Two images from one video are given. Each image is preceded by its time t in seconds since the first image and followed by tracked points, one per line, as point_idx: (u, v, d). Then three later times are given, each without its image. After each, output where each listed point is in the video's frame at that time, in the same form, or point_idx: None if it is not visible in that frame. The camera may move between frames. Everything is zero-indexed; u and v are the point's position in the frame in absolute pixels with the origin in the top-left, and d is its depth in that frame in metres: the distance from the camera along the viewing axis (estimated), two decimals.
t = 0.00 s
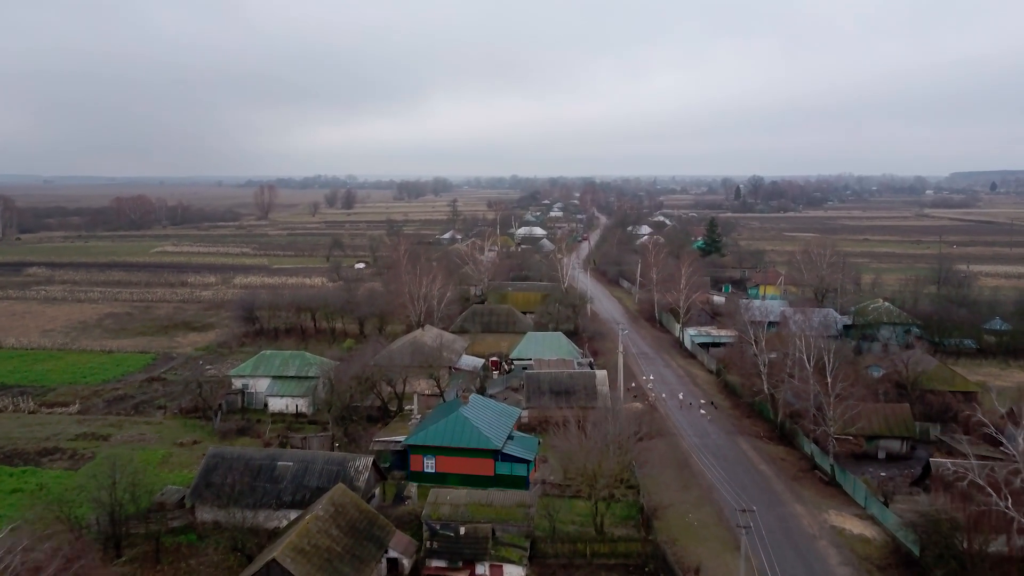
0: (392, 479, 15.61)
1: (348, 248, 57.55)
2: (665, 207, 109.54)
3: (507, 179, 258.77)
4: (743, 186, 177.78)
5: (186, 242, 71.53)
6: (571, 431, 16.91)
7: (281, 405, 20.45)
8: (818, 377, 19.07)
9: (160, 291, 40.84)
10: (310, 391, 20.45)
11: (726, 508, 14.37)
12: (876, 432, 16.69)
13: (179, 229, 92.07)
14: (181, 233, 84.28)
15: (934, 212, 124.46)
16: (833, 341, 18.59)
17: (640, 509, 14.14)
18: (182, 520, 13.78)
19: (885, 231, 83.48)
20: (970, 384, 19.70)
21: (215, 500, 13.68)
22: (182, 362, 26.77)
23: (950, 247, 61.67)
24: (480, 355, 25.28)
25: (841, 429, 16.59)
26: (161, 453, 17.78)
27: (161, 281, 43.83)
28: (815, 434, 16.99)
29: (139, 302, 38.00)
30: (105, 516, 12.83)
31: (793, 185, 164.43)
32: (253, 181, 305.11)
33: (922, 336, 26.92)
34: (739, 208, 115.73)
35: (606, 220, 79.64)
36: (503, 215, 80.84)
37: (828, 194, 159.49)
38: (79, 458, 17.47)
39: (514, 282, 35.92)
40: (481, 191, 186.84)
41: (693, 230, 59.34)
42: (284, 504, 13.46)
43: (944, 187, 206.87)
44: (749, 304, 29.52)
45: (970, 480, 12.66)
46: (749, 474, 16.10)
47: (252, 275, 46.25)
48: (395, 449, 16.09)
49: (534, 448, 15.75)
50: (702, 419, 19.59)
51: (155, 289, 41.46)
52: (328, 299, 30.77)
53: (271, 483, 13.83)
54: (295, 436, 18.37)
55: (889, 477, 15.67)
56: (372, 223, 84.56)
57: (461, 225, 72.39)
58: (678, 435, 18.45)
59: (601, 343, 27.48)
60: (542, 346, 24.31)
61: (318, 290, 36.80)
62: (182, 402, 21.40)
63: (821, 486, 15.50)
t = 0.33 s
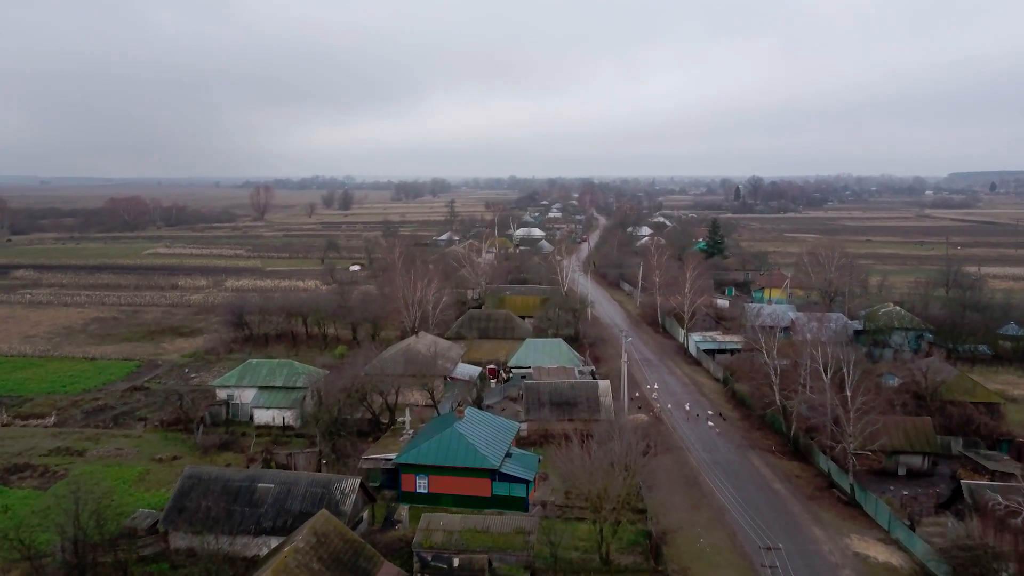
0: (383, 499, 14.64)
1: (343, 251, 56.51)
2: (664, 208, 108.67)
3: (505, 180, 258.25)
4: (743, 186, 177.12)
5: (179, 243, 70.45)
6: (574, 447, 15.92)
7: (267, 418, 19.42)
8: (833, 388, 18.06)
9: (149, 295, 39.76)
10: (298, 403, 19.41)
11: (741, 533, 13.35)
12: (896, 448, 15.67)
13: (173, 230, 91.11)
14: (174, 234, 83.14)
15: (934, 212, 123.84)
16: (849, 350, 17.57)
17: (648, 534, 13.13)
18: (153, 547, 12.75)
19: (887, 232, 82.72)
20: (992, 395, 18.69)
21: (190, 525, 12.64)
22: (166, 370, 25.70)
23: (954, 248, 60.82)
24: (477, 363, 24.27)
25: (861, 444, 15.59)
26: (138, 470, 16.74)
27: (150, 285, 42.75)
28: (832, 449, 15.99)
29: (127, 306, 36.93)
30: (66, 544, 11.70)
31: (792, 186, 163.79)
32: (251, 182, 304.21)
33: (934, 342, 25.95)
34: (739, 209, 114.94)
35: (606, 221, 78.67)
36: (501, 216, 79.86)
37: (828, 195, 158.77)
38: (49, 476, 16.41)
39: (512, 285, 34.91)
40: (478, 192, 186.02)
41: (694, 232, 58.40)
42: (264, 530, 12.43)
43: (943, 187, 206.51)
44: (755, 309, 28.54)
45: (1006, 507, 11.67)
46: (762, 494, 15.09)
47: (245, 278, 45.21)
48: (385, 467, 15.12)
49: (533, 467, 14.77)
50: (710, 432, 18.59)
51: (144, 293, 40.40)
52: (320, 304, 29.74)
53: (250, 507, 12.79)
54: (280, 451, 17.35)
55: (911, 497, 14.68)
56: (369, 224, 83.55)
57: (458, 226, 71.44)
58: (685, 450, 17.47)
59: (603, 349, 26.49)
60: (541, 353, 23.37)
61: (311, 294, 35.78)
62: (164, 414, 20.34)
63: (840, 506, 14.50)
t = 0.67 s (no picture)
0: (372, 523, 13.65)
1: (338, 253, 55.50)
2: (664, 209, 107.89)
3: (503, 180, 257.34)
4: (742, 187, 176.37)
5: (172, 245, 69.40)
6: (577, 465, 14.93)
7: (252, 431, 18.41)
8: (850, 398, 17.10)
9: (137, 299, 38.70)
10: (284, 415, 18.40)
11: (757, 561, 12.35)
12: (919, 465, 14.69)
13: (168, 232, 90.10)
14: (168, 236, 82.15)
15: (935, 214, 123.12)
16: (866, 360, 16.60)
17: (658, 563, 12.11)
18: None
19: (889, 233, 81.82)
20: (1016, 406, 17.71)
21: (161, 556, 11.63)
22: (150, 379, 24.64)
23: (958, 250, 59.94)
24: (473, 372, 23.29)
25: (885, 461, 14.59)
26: (111, 489, 15.69)
27: (140, 288, 41.69)
28: (851, 467, 15.00)
29: (114, 311, 35.88)
30: None
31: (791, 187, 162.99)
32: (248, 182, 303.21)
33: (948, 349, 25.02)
34: (738, 210, 114.20)
35: (604, 222, 77.75)
36: (499, 217, 78.93)
37: (827, 195, 158.12)
38: (16, 496, 15.36)
39: (511, 289, 33.89)
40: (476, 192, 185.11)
41: (695, 233, 57.44)
42: (240, 561, 11.41)
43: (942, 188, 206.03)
44: (762, 314, 27.58)
45: None
46: (778, 515, 14.09)
47: (237, 281, 44.17)
48: (375, 488, 14.14)
49: (533, 488, 13.79)
50: (719, 446, 17.61)
51: (133, 297, 39.33)
52: (312, 308, 28.71)
53: (226, 535, 11.77)
54: (264, 468, 16.34)
55: (937, 519, 13.70)
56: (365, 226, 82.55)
57: (456, 228, 70.49)
58: (694, 466, 16.47)
59: (604, 356, 25.51)
60: (540, 360, 22.41)
61: (303, 298, 34.77)
62: (144, 426, 19.29)
63: (861, 529, 13.51)
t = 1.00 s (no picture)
0: (360, 550, 12.68)
1: (334, 255, 54.49)
2: (663, 210, 107.10)
3: (502, 181, 256.52)
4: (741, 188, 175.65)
5: (165, 246, 68.32)
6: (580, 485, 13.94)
7: (236, 446, 17.42)
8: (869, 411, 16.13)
9: (125, 303, 37.66)
10: (270, 429, 17.42)
11: None
12: (945, 483, 13.70)
13: (162, 233, 88.97)
14: (162, 237, 81.12)
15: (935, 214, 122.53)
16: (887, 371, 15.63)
17: None
18: None
19: (891, 234, 80.95)
20: None
21: None
22: (133, 389, 23.60)
23: (963, 252, 59.05)
24: (470, 381, 22.28)
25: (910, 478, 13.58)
26: (83, 511, 14.67)
27: (129, 292, 40.66)
28: (873, 486, 14.01)
29: (101, 315, 34.83)
30: None
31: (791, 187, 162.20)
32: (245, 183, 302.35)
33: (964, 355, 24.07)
34: (738, 211, 113.40)
35: (604, 224, 76.83)
36: (497, 218, 78.03)
37: (826, 195, 157.36)
38: None
39: (510, 293, 32.89)
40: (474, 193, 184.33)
41: (697, 234, 56.50)
42: None
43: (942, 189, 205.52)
44: (769, 319, 26.64)
45: None
46: (798, 540, 13.09)
47: (229, 284, 43.15)
48: (363, 511, 13.16)
49: (533, 511, 12.82)
50: (730, 463, 16.63)
51: (121, 301, 38.28)
52: (303, 313, 27.73)
53: (198, 569, 10.76)
54: (247, 487, 15.35)
55: (967, 544, 12.70)
56: (362, 227, 81.58)
57: (454, 229, 69.55)
58: (704, 484, 15.49)
59: (607, 362, 24.53)
60: (541, 369, 21.44)
61: (296, 303, 33.77)
62: (122, 440, 18.24)
63: (886, 556, 12.52)
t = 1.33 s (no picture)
0: None
1: (329, 257, 53.50)
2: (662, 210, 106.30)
3: (500, 182, 255.55)
4: (740, 189, 174.94)
5: (158, 249, 67.29)
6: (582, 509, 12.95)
7: (218, 463, 16.40)
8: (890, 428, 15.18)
9: (113, 308, 36.60)
10: (253, 446, 16.42)
11: None
12: (976, 506, 12.70)
13: (156, 235, 87.97)
14: (156, 239, 80.05)
15: (935, 214, 121.88)
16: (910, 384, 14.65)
17: None
18: None
19: (892, 235, 80.19)
20: None
21: None
22: (115, 399, 22.53)
23: (968, 253, 58.19)
24: (467, 392, 21.26)
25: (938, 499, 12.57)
26: (50, 535, 13.65)
27: (118, 296, 39.60)
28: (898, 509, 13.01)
29: (87, 321, 33.77)
30: None
31: (790, 188, 161.50)
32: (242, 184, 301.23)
33: (981, 363, 23.10)
34: (738, 212, 112.57)
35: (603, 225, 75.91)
36: (495, 220, 77.10)
37: (826, 197, 156.46)
38: None
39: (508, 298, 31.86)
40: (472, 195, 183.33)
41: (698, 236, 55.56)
42: None
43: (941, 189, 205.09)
44: (777, 325, 25.69)
45: None
46: (819, 569, 12.10)
47: (220, 288, 42.10)
48: (350, 539, 12.17)
49: (534, 540, 11.83)
50: (743, 481, 15.66)
51: (108, 305, 37.21)
52: (294, 319, 26.70)
53: None
54: (227, 510, 14.35)
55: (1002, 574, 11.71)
56: (358, 229, 80.64)
57: (451, 230, 68.65)
58: (716, 506, 14.48)
59: (609, 371, 23.55)
60: (541, 379, 20.46)
61: (288, 308, 32.75)
62: (98, 457, 17.19)
63: None
